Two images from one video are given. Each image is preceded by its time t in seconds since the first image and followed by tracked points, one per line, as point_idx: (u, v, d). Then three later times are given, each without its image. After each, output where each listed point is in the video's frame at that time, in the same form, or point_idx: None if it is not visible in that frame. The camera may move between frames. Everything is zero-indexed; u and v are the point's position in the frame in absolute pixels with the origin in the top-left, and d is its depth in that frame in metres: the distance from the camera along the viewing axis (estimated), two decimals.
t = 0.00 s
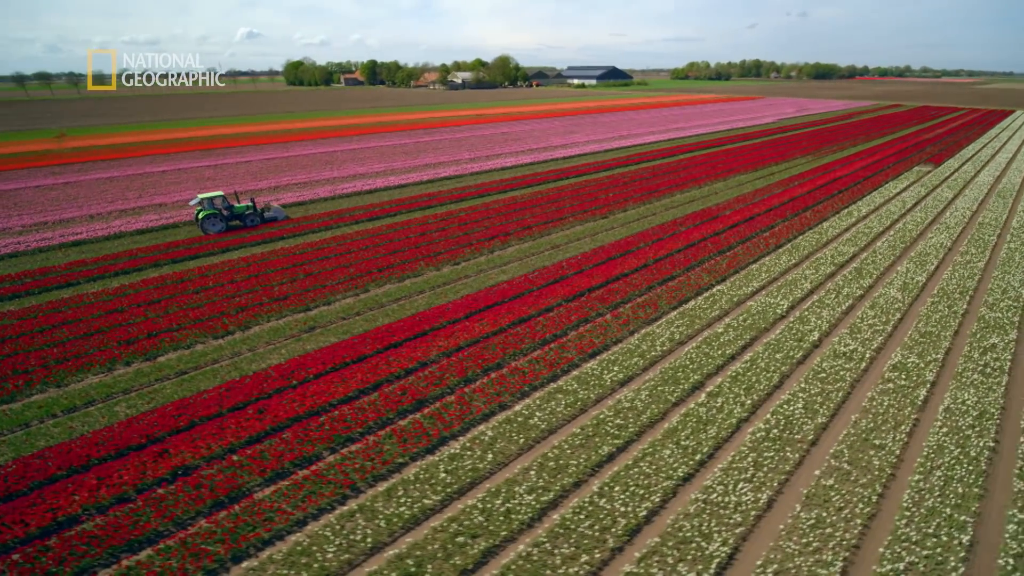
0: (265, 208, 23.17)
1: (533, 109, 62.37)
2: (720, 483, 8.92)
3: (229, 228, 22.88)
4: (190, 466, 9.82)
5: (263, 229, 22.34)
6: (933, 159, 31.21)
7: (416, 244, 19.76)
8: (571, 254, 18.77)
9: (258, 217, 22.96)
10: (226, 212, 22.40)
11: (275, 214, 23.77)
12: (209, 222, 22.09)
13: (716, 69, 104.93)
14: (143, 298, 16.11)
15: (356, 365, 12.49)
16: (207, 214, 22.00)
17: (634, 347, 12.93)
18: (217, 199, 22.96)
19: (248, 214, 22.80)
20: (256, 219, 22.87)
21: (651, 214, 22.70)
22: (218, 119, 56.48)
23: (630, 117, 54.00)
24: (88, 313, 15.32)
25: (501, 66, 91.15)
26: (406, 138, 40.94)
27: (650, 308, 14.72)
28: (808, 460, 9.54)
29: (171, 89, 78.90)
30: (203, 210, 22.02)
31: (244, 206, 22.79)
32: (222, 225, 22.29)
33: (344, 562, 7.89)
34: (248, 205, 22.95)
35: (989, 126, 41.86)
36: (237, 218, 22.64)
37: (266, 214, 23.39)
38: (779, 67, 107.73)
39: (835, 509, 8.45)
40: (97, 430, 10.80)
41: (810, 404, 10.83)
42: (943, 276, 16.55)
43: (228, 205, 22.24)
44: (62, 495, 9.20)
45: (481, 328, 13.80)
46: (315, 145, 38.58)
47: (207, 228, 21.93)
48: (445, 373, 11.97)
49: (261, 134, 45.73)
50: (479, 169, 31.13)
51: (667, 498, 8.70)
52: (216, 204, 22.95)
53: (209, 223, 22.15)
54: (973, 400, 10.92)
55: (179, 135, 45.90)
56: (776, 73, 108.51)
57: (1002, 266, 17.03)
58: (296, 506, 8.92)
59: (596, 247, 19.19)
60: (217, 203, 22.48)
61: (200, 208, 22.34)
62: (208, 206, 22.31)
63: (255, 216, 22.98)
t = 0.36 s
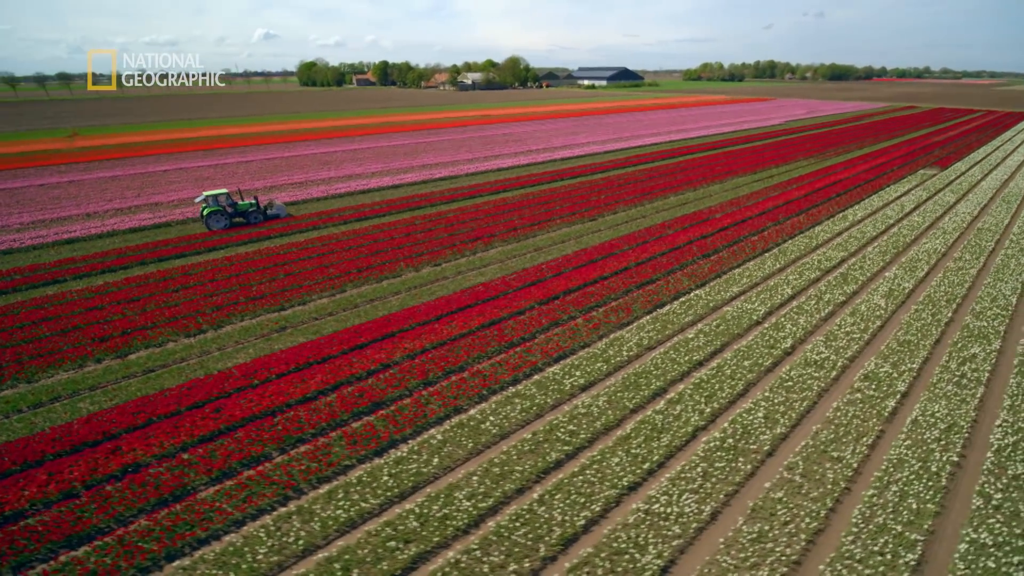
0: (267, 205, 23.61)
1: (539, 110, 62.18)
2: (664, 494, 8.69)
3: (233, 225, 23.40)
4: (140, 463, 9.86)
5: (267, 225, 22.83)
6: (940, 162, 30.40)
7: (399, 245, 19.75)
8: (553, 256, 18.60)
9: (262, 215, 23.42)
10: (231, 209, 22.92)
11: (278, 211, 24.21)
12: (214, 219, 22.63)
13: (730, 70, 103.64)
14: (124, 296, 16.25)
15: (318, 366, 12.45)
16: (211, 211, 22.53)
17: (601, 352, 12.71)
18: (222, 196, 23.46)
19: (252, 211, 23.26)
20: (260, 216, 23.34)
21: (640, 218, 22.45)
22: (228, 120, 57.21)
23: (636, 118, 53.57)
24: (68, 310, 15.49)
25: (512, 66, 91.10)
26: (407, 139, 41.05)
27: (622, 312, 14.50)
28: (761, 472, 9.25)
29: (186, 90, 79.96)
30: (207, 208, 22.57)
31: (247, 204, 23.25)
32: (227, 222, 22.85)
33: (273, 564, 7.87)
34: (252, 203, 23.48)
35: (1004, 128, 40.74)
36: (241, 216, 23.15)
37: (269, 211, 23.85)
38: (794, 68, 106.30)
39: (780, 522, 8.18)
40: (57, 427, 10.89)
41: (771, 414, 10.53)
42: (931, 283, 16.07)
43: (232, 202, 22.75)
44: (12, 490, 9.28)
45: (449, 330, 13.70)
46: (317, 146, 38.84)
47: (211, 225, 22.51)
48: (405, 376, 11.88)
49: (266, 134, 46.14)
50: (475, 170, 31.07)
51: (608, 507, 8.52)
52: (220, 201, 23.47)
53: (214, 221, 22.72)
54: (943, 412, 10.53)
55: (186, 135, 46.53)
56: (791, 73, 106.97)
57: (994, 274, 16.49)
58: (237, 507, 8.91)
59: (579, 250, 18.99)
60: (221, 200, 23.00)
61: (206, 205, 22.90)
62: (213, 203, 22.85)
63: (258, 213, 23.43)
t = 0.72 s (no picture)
0: (268, 204, 23.97)
1: (544, 112, 61.92)
2: (603, 504, 8.51)
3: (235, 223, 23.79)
4: (89, 461, 9.89)
5: (269, 223, 23.20)
6: (944, 166, 29.70)
7: (381, 247, 19.74)
8: (533, 259, 18.44)
9: (263, 214, 23.80)
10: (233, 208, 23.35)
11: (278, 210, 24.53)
12: (216, 217, 23.07)
13: (740, 71, 102.35)
14: (102, 295, 16.40)
15: (279, 367, 12.45)
16: (213, 210, 22.95)
17: (564, 358, 12.54)
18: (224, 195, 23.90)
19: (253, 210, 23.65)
20: (261, 215, 23.71)
21: (627, 221, 22.17)
22: (234, 121, 57.78)
23: (640, 121, 53.11)
24: (46, 309, 15.65)
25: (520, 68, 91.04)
26: (406, 140, 41.10)
27: (593, 316, 14.32)
28: (708, 483, 9.03)
29: (197, 91, 80.90)
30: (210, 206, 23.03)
31: (249, 203, 23.66)
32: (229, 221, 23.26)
33: (200, 567, 7.84)
34: (254, 202, 23.89)
35: (1015, 132, 39.70)
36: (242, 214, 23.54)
37: (270, 210, 24.21)
38: (807, 70, 104.85)
39: (718, 536, 7.96)
40: (14, 424, 10.96)
41: (726, 423, 10.28)
42: (915, 290, 15.65)
43: (234, 201, 23.16)
44: None
45: (415, 333, 13.62)
46: (316, 147, 39.04)
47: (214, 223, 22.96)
48: (363, 379, 11.82)
49: (269, 135, 46.49)
50: (469, 172, 30.99)
51: (544, 517, 8.37)
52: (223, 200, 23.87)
53: (216, 219, 23.15)
54: (906, 424, 10.22)
55: (191, 136, 47.08)
56: (804, 76, 105.57)
57: (983, 282, 16.02)
58: (176, 508, 8.91)
59: (559, 253, 18.82)
60: (223, 199, 23.46)
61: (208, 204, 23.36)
62: (216, 202, 23.28)
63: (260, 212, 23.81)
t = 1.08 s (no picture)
0: (267, 205, 24.24)
1: (548, 114, 61.71)
2: (536, 516, 8.33)
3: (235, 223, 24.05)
4: (35, 462, 9.92)
5: (262, 224, 23.39)
6: (945, 170, 29.04)
7: (360, 249, 19.72)
8: (510, 264, 18.28)
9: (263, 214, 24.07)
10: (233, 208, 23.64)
11: (277, 211, 24.79)
12: (217, 217, 23.34)
13: (751, 74, 101.34)
14: (79, 296, 16.54)
15: (238, 371, 12.44)
16: (214, 209, 23.24)
17: (524, 364, 12.36)
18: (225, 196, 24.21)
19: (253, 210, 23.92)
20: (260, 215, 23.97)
21: (612, 225, 21.93)
22: (240, 123, 58.37)
23: (644, 123, 52.75)
24: (23, 309, 15.82)
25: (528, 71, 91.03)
26: (405, 143, 41.17)
27: (561, 322, 14.13)
28: (649, 496, 8.81)
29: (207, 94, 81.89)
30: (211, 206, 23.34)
31: (250, 203, 23.95)
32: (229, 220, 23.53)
33: (123, 571, 7.79)
34: (254, 202, 24.19)
35: None
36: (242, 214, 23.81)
37: (270, 211, 24.48)
38: (819, 73, 103.58)
39: (649, 551, 7.74)
40: None
41: (677, 434, 10.04)
42: (896, 299, 15.24)
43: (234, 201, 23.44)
44: None
45: (378, 337, 13.54)
46: (315, 149, 39.27)
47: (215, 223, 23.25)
48: (317, 383, 11.77)
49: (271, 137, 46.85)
50: (461, 175, 30.93)
51: (475, 527, 8.22)
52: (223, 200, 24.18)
53: (217, 219, 23.42)
54: (864, 438, 9.90)
55: (196, 138, 47.62)
56: (816, 78, 104.27)
57: (967, 291, 15.56)
58: (112, 511, 8.89)
59: (538, 257, 18.65)
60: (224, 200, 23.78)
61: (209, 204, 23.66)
62: (216, 202, 23.58)
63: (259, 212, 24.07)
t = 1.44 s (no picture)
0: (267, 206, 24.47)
1: (551, 117, 61.53)
2: (464, 530, 8.16)
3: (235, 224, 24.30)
4: None
5: (250, 227, 23.52)
6: (945, 176, 28.35)
7: (340, 253, 19.73)
8: (486, 269, 18.14)
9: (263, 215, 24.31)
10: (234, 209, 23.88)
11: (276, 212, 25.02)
12: (217, 218, 23.58)
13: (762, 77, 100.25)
14: (57, 298, 16.72)
15: (196, 375, 12.44)
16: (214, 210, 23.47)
17: (481, 373, 12.20)
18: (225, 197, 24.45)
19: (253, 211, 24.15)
20: (260, 216, 24.20)
21: (596, 230, 21.71)
22: (246, 126, 58.95)
23: (646, 127, 52.38)
24: None
25: (535, 74, 91.03)
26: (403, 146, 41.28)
27: (528, 329, 13.96)
28: (585, 511, 8.60)
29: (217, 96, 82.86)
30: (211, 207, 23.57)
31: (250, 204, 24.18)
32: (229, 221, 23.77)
33: None
34: (254, 204, 24.42)
35: None
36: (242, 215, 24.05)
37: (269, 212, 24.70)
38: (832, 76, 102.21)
39: (574, 569, 7.52)
40: None
41: (624, 446, 9.81)
42: (874, 308, 14.83)
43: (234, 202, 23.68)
44: None
45: (339, 343, 13.48)
46: (314, 152, 39.50)
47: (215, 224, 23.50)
48: (271, 389, 11.72)
49: (273, 140, 47.25)
50: (453, 178, 30.91)
51: (402, 540, 8.07)
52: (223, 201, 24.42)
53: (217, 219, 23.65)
54: (817, 454, 9.58)
55: (200, 140, 48.18)
56: (828, 81, 102.92)
57: (950, 301, 15.10)
58: (49, 515, 8.89)
59: (515, 263, 18.50)
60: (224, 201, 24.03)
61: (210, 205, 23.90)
62: (217, 203, 23.82)
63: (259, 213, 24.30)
